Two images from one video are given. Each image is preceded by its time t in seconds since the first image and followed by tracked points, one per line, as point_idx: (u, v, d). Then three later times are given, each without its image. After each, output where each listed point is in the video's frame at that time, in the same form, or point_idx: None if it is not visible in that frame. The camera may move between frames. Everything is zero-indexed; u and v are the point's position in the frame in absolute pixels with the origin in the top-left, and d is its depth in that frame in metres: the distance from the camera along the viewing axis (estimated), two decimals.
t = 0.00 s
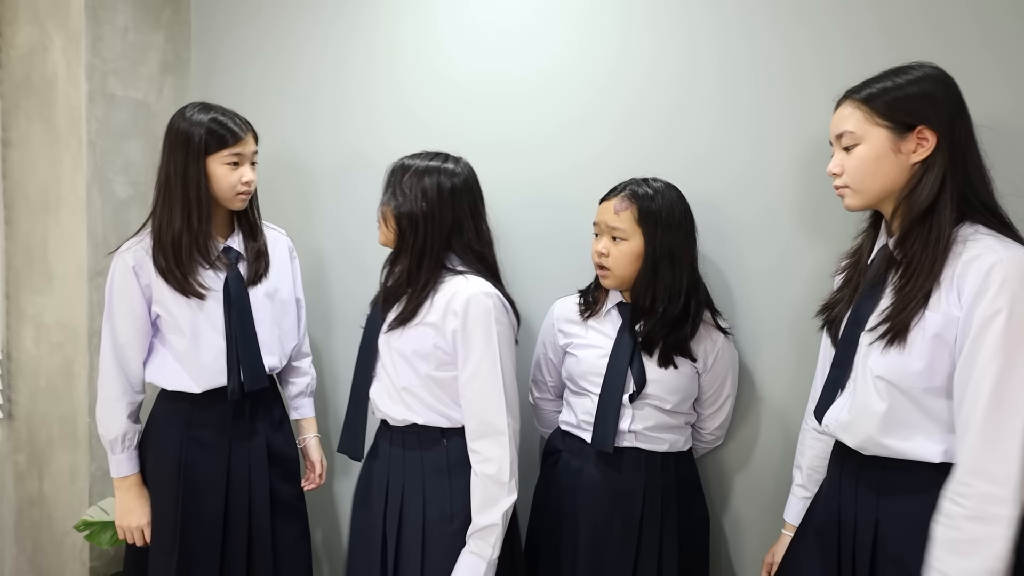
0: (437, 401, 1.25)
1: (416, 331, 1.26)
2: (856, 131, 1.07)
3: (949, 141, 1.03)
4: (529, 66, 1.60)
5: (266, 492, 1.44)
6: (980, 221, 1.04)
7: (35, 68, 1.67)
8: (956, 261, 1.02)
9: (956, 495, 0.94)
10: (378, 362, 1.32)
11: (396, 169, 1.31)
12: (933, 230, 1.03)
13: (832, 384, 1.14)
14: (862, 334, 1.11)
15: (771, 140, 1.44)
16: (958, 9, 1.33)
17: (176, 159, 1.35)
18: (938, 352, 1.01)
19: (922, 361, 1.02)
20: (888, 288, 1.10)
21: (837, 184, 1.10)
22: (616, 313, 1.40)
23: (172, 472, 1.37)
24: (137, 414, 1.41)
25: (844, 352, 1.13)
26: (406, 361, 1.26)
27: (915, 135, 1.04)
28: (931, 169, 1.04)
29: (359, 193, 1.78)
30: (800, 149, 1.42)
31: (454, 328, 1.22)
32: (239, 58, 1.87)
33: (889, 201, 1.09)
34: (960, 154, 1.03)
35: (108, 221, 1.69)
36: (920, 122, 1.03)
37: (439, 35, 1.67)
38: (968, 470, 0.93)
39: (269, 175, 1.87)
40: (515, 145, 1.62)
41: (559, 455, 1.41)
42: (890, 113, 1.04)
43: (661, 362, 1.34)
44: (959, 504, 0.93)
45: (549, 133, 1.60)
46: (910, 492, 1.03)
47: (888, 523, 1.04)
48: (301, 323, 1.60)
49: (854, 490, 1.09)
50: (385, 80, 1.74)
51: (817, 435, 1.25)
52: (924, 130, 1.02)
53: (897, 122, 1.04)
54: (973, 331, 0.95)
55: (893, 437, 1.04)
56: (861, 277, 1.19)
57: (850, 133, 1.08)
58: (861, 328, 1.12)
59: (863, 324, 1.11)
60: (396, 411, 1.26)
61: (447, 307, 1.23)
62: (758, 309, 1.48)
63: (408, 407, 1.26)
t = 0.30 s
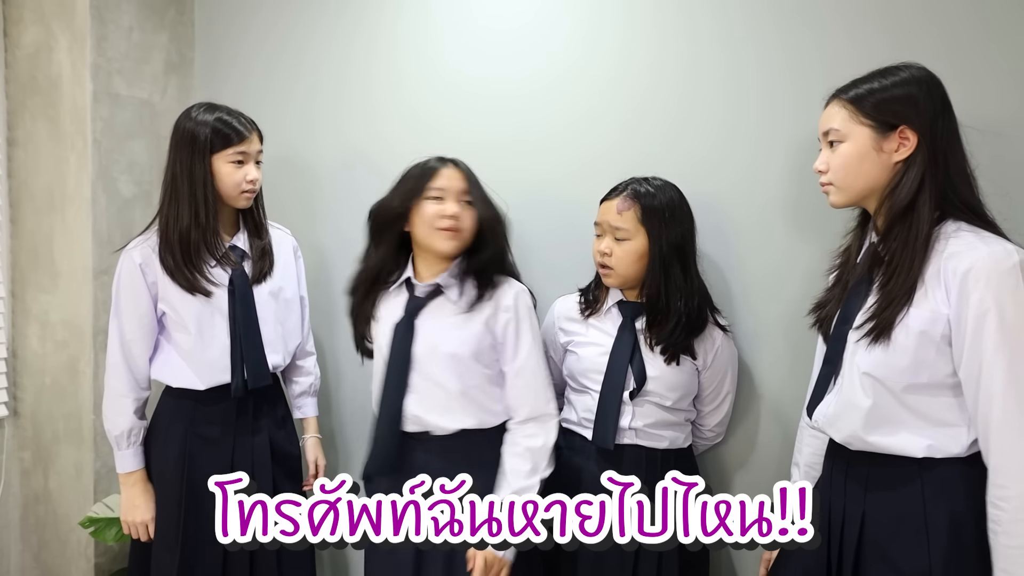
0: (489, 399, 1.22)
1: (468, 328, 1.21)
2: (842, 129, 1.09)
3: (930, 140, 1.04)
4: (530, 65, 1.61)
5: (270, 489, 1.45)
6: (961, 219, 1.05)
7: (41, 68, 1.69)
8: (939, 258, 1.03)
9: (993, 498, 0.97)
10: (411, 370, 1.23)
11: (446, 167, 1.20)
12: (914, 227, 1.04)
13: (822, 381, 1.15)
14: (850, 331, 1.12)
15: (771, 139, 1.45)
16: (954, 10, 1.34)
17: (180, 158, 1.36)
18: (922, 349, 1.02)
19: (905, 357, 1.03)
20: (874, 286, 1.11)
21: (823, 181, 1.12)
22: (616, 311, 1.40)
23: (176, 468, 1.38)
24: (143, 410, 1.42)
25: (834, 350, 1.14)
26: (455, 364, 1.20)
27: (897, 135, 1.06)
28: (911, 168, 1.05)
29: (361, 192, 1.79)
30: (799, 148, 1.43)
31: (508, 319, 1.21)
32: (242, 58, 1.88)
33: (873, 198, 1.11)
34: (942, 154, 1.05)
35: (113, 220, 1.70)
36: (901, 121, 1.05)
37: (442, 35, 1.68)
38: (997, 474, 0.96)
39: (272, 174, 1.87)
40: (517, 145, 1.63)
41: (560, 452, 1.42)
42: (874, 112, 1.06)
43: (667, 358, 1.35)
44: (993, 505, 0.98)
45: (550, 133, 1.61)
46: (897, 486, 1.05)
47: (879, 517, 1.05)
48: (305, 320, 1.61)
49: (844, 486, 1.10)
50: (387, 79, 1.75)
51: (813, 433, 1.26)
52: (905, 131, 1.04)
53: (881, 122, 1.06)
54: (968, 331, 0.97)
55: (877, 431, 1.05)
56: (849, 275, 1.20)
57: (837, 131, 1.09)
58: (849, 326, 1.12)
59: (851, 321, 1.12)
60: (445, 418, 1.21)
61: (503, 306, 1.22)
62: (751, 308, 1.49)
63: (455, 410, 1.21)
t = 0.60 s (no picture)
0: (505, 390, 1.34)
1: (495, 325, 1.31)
2: (837, 129, 1.08)
3: (926, 141, 1.04)
4: (531, 65, 1.61)
5: (270, 488, 1.45)
6: (956, 219, 1.05)
7: (43, 68, 1.69)
8: (938, 258, 1.03)
9: (976, 490, 0.97)
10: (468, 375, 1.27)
11: (468, 175, 1.26)
12: (911, 227, 1.04)
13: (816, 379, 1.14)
14: (846, 331, 1.12)
15: (772, 139, 1.44)
16: (955, 9, 1.33)
17: (180, 157, 1.37)
18: (921, 348, 1.02)
19: (904, 356, 1.03)
20: (870, 285, 1.10)
21: (817, 181, 1.12)
22: (616, 309, 1.40)
23: (176, 468, 1.38)
24: (144, 409, 1.43)
25: (829, 350, 1.13)
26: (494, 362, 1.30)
27: (892, 135, 1.05)
28: (906, 170, 1.05)
29: (362, 191, 1.79)
30: (799, 147, 1.43)
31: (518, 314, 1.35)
32: (244, 59, 1.89)
33: (868, 199, 1.10)
34: (936, 154, 1.05)
35: (115, 219, 1.71)
36: (896, 122, 1.05)
37: (441, 34, 1.68)
38: (984, 466, 0.96)
39: (273, 174, 1.88)
40: (517, 145, 1.63)
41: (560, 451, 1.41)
42: (870, 112, 1.06)
43: (664, 357, 1.34)
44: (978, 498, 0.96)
45: (548, 132, 1.60)
46: (894, 484, 1.04)
47: (875, 515, 1.05)
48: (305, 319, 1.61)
49: (840, 485, 1.10)
50: (387, 78, 1.75)
51: (804, 431, 1.26)
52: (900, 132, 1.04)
53: (875, 123, 1.05)
54: (966, 330, 0.97)
55: (874, 430, 1.05)
56: (843, 275, 1.20)
57: (832, 131, 1.09)
58: (845, 325, 1.12)
59: (847, 321, 1.12)
60: (495, 412, 1.29)
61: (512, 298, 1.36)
62: (748, 307, 1.49)
63: (498, 404, 1.30)
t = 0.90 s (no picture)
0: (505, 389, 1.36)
1: (491, 325, 1.33)
2: (831, 130, 1.09)
3: (919, 143, 1.05)
4: (529, 68, 1.62)
5: (270, 491, 1.45)
6: (949, 220, 1.06)
7: (43, 73, 1.70)
8: (930, 258, 1.04)
9: (952, 485, 0.98)
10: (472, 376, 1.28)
11: (462, 177, 1.28)
12: (906, 229, 1.05)
13: (813, 380, 1.16)
14: (842, 332, 1.13)
15: (768, 140, 1.45)
16: (949, 10, 1.34)
17: (179, 161, 1.38)
18: (915, 347, 1.03)
19: (899, 355, 1.04)
20: (865, 286, 1.11)
21: (811, 182, 1.13)
22: (614, 310, 1.41)
23: (175, 472, 1.38)
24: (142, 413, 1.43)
25: (825, 350, 1.15)
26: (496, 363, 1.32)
27: (885, 137, 1.06)
28: (899, 171, 1.06)
29: (361, 194, 1.80)
30: (795, 148, 1.43)
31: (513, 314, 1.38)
32: (243, 63, 1.90)
33: (862, 200, 1.11)
34: (929, 155, 1.05)
35: (115, 223, 1.71)
36: (890, 124, 1.06)
37: (439, 38, 1.69)
38: (962, 461, 0.97)
39: (273, 176, 1.88)
40: (516, 147, 1.64)
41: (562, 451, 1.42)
42: (864, 115, 1.07)
43: (663, 357, 1.35)
44: (954, 493, 0.97)
45: (546, 134, 1.61)
46: (891, 484, 1.05)
47: (872, 513, 1.06)
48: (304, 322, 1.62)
49: (837, 483, 1.11)
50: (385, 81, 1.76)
51: (799, 431, 1.26)
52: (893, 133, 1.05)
53: (870, 124, 1.06)
54: (955, 330, 0.98)
55: (870, 429, 1.06)
56: (838, 275, 1.20)
57: (826, 132, 1.10)
58: (840, 326, 1.13)
59: (843, 322, 1.13)
60: (498, 412, 1.31)
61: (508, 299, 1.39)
62: (745, 309, 1.50)
63: (499, 403, 1.32)
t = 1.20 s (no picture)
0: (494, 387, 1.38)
1: (480, 326, 1.34)
2: (822, 130, 1.10)
3: (909, 146, 1.05)
4: (528, 68, 1.62)
5: (268, 492, 1.46)
6: (933, 222, 1.06)
7: (42, 74, 1.70)
8: (907, 259, 1.03)
9: (936, 487, 0.96)
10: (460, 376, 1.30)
11: (463, 180, 1.28)
12: (888, 231, 1.06)
13: (806, 379, 1.18)
14: (828, 331, 1.14)
15: (767, 141, 1.45)
16: (948, 11, 1.34)
17: (176, 162, 1.38)
18: (894, 348, 1.03)
19: (878, 356, 1.04)
20: (849, 286, 1.12)
21: (804, 181, 1.15)
22: (613, 311, 1.41)
23: (172, 475, 1.38)
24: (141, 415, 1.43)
25: (817, 348, 1.17)
26: (487, 363, 1.34)
27: (876, 139, 1.07)
28: (888, 174, 1.07)
29: (360, 195, 1.80)
30: (794, 148, 1.43)
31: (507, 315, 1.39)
32: (242, 64, 1.90)
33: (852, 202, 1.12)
34: (919, 159, 1.05)
35: (114, 224, 1.71)
36: (880, 127, 1.06)
37: (439, 38, 1.69)
38: (939, 462, 0.96)
39: (272, 177, 1.89)
40: (514, 147, 1.64)
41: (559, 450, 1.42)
42: (856, 117, 1.07)
43: (663, 357, 1.35)
44: (938, 494, 0.96)
45: (543, 135, 1.61)
46: (889, 485, 1.05)
47: (869, 515, 1.06)
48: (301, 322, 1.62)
49: (834, 483, 1.11)
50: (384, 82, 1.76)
51: (801, 430, 1.26)
52: (884, 136, 1.06)
53: (860, 126, 1.07)
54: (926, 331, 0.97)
55: (853, 427, 1.06)
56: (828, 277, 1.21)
57: (817, 132, 1.11)
58: (827, 325, 1.15)
59: (829, 320, 1.14)
60: (490, 408, 1.34)
61: (500, 301, 1.39)
62: (741, 309, 1.50)
63: (489, 401, 1.35)
